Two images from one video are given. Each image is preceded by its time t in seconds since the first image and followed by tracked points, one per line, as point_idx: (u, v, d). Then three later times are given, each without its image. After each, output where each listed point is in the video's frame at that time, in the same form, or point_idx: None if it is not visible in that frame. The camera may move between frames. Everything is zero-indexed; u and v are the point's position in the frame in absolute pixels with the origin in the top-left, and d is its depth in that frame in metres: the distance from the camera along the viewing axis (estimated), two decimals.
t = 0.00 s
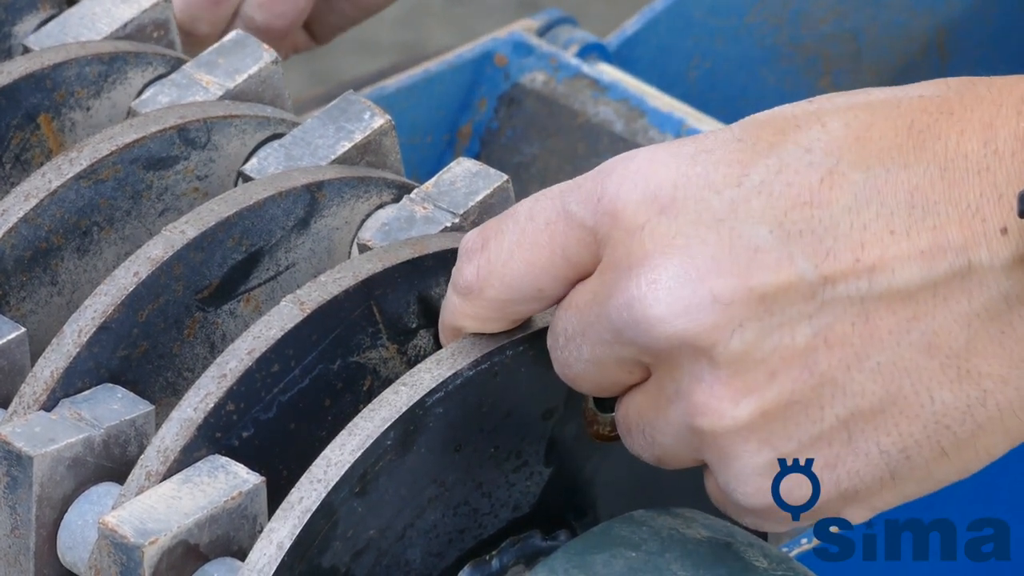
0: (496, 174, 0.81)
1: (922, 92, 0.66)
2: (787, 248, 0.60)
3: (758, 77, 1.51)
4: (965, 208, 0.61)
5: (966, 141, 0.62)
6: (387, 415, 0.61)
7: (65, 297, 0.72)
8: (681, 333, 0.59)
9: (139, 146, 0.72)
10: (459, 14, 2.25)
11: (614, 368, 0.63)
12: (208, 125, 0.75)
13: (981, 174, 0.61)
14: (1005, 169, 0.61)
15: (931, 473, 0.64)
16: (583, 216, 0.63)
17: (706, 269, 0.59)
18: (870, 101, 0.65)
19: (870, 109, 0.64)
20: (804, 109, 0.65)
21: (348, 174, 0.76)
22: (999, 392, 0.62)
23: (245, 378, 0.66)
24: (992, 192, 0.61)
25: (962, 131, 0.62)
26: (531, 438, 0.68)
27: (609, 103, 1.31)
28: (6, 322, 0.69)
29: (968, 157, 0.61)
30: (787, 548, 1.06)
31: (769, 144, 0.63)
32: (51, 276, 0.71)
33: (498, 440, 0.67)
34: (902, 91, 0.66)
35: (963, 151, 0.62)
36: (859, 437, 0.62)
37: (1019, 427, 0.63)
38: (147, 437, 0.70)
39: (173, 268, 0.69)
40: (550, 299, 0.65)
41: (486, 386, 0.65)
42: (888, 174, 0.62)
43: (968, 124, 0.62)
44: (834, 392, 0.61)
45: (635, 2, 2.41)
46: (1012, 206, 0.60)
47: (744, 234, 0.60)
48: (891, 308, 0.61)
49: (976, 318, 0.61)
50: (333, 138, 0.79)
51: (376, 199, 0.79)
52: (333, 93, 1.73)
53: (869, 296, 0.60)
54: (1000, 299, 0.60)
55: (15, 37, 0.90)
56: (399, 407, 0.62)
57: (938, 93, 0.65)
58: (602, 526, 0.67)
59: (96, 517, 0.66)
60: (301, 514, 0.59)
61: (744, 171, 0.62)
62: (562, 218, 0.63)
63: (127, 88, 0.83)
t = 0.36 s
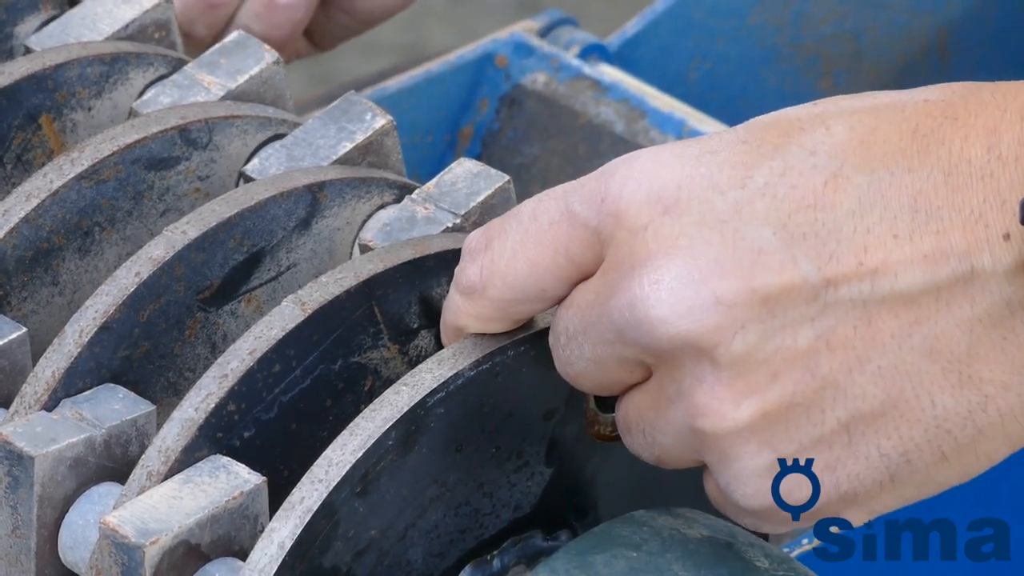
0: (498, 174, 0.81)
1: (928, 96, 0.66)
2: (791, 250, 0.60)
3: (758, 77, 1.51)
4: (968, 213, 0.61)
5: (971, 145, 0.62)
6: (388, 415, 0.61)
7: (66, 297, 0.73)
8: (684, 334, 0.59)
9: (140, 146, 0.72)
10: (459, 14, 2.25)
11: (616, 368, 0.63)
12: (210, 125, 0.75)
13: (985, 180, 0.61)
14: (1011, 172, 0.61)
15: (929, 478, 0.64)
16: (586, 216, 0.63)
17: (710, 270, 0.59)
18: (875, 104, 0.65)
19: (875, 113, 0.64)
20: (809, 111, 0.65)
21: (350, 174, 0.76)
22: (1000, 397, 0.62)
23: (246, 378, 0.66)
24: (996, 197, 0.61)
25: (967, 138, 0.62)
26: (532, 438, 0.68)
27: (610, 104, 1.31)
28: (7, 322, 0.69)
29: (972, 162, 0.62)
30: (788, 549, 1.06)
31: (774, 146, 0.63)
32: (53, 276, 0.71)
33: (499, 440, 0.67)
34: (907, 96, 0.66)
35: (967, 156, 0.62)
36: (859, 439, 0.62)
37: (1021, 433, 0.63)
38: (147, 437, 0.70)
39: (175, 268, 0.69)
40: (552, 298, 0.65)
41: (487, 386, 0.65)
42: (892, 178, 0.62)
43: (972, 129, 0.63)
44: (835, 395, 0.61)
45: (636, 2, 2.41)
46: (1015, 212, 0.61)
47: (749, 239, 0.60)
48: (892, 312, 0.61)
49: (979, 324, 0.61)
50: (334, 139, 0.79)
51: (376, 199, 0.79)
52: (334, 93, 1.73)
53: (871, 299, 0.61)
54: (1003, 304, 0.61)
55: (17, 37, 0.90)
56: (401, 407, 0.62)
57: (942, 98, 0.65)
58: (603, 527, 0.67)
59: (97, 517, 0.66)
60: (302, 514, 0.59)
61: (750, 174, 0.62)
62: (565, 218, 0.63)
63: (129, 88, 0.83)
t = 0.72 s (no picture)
0: (500, 174, 0.81)
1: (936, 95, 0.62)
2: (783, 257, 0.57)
3: (760, 77, 1.51)
4: (967, 210, 0.57)
5: (969, 153, 0.57)
6: (390, 414, 0.61)
7: (68, 295, 0.73)
8: (681, 340, 0.57)
9: (142, 145, 0.72)
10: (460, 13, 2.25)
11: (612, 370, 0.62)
12: (212, 124, 0.75)
13: (983, 186, 0.57)
14: (1010, 179, 0.56)
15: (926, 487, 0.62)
16: (584, 219, 0.61)
17: (709, 274, 0.57)
18: (875, 107, 0.62)
19: (875, 117, 0.61)
20: (809, 115, 0.62)
21: (352, 173, 0.76)
22: (997, 404, 0.58)
23: (247, 378, 0.66)
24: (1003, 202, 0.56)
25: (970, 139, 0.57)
26: (534, 438, 0.68)
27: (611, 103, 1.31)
28: (9, 321, 0.69)
29: (972, 171, 0.57)
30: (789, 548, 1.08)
31: (773, 150, 0.60)
32: (54, 275, 0.72)
33: (501, 440, 0.67)
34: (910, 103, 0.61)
35: (964, 163, 0.57)
36: (855, 445, 0.60)
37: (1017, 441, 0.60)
38: (149, 436, 0.70)
39: (176, 267, 0.69)
40: (551, 300, 0.64)
41: (488, 386, 0.65)
42: (891, 183, 0.58)
43: (979, 131, 0.58)
44: (833, 399, 0.59)
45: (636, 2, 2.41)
46: (1014, 218, 0.56)
47: (739, 245, 0.58)
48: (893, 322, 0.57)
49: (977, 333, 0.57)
50: (336, 138, 0.79)
51: (377, 198, 0.79)
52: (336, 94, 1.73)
53: (869, 305, 0.57)
54: (1000, 312, 0.56)
55: (18, 37, 0.91)
56: (402, 406, 0.61)
57: (946, 103, 0.61)
58: (605, 526, 0.67)
59: (99, 516, 0.66)
60: (304, 513, 0.59)
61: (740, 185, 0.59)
62: (564, 220, 0.62)
63: (131, 87, 0.83)
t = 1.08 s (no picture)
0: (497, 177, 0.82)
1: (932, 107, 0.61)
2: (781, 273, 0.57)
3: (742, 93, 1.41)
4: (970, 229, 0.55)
5: (971, 171, 0.56)
6: (388, 415, 0.61)
7: (67, 296, 0.72)
8: (681, 358, 0.57)
9: (140, 146, 0.72)
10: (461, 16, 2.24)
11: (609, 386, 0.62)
12: (210, 124, 0.75)
13: (985, 204, 0.55)
14: (1011, 198, 0.55)
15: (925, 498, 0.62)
16: (584, 230, 0.60)
17: (709, 295, 0.56)
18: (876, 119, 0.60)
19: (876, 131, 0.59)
20: (811, 130, 0.61)
21: (350, 174, 0.76)
22: (997, 423, 0.58)
23: (246, 378, 0.66)
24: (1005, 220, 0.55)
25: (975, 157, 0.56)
26: (533, 439, 0.68)
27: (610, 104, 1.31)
28: (8, 321, 0.69)
29: (972, 188, 0.55)
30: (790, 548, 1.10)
31: (775, 164, 0.59)
32: (52, 276, 0.71)
33: (500, 441, 0.67)
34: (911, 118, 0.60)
35: (966, 181, 0.56)
36: (855, 460, 0.60)
37: (1013, 458, 0.60)
38: (148, 437, 0.70)
39: (175, 269, 0.69)
40: (547, 307, 0.64)
41: (486, 389, 0.65)
42: (893, 202, 0.57)
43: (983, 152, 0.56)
44: (834, 415, 0.58)
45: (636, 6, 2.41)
46: (1016, 237, 0.54)
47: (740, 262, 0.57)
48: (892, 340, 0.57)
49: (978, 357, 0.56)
50: (334, 138, 0.79)
51: (374, 199, 0.78)
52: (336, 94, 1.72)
53: (870, 322, 0.57)
54: (1000, 331, 0.56)
55: (16, 36, 0.91)
56: (401, 407, 0.61)
57: (950, 118, 0.59)
58: (606, 526, 0.68)
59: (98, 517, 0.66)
60: (303, 513, 0.59)
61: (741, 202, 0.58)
62: (563, 229, 0.61)
63: (128, 88, 0.82)
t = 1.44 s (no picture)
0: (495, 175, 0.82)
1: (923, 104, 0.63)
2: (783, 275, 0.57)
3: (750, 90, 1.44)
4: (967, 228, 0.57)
5: (968, 171, 0.57)
6: (387, 410, 0.61)
7: (66, 292, 0.73)
8: (675, 363, 0.57)
9: (140, 143, 0.72)
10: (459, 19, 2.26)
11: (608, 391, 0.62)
12: (210, 121, 0.75)
13: (983, 205, 0.57)
14: (1009, 199, 0.56)
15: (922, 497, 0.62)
16: (580, 233, 0.61)
17: (704, 301, 0.57)
18: (873, 115, 0.62)
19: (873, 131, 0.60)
20: (807, 129, 0.62)
21: (349, 170, 0.76)
22: (995, 423, 0.59)
23: (245, 374, 0.67)
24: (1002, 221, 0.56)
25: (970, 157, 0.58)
26: (531, 434, 0.69)
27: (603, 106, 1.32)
28: (8, 317, 0.69)
29: (970, 189, 0.57)
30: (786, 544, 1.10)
31: (771, 167, 0.60)
32: (52, 272, 0.72)
33: (498, 436, 0.67)
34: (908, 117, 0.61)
35: (963, 182, 0.57)
36: (853, 463, 0.61)
37: (1012, 456, 0.60)
38: (147, 433, 0.70)
39: (176, 264, 0.69)
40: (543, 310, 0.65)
41: (483, 386, 0.65)
42: (890, 203, 0.58)
43: (978, 152, 0.58)
44: (832, 419, 0.59)
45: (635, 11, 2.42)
46: (1013, 239, 0.56)
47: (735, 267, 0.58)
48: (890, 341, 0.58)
49: (975, 357, 0.57)
50: (333, 135, 0.79)
51: (374, 195, 0.78)
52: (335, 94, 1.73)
53: (867, 325, 0.57)
54: (999, 333, 0.57)
55: (16, 33, 0.91)
56: (399, 402, 0.62)
57: (946, 118, 0.60)
58: (604, 521, 0.68)
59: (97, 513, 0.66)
60: (302, 510, 0.59)
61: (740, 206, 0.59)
62: (560, 231, 0.62)
63: (128, 84, 0.82)
